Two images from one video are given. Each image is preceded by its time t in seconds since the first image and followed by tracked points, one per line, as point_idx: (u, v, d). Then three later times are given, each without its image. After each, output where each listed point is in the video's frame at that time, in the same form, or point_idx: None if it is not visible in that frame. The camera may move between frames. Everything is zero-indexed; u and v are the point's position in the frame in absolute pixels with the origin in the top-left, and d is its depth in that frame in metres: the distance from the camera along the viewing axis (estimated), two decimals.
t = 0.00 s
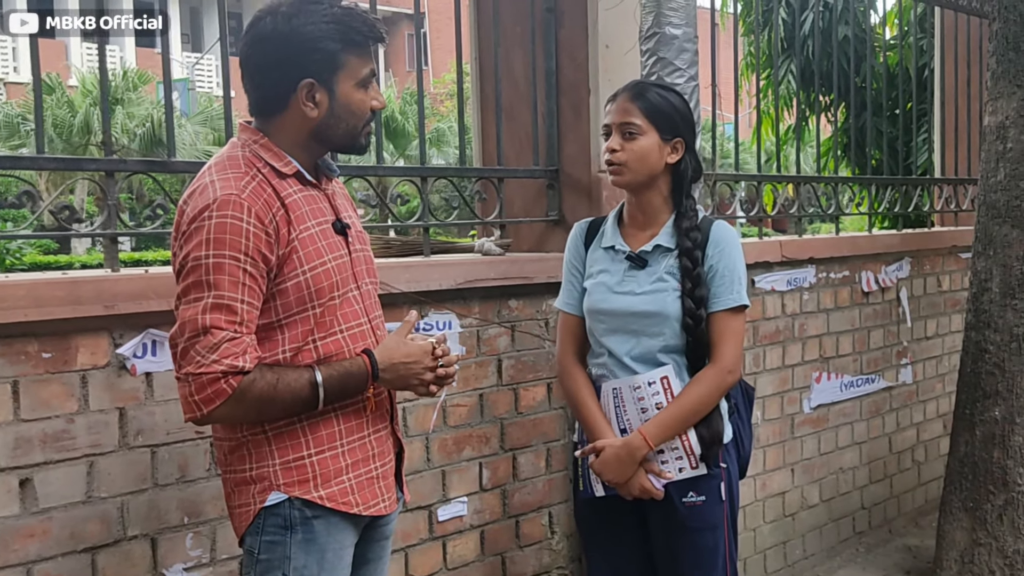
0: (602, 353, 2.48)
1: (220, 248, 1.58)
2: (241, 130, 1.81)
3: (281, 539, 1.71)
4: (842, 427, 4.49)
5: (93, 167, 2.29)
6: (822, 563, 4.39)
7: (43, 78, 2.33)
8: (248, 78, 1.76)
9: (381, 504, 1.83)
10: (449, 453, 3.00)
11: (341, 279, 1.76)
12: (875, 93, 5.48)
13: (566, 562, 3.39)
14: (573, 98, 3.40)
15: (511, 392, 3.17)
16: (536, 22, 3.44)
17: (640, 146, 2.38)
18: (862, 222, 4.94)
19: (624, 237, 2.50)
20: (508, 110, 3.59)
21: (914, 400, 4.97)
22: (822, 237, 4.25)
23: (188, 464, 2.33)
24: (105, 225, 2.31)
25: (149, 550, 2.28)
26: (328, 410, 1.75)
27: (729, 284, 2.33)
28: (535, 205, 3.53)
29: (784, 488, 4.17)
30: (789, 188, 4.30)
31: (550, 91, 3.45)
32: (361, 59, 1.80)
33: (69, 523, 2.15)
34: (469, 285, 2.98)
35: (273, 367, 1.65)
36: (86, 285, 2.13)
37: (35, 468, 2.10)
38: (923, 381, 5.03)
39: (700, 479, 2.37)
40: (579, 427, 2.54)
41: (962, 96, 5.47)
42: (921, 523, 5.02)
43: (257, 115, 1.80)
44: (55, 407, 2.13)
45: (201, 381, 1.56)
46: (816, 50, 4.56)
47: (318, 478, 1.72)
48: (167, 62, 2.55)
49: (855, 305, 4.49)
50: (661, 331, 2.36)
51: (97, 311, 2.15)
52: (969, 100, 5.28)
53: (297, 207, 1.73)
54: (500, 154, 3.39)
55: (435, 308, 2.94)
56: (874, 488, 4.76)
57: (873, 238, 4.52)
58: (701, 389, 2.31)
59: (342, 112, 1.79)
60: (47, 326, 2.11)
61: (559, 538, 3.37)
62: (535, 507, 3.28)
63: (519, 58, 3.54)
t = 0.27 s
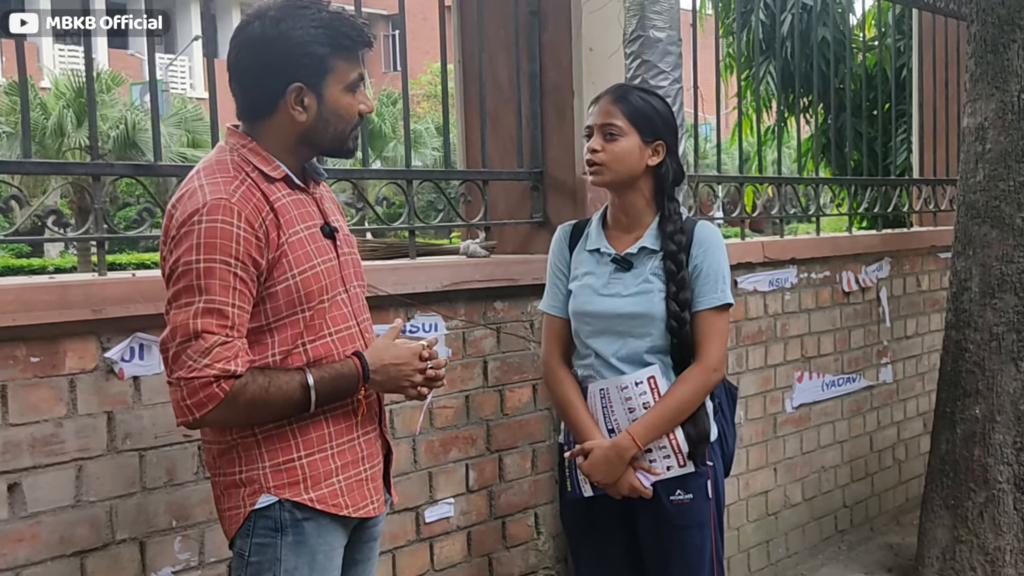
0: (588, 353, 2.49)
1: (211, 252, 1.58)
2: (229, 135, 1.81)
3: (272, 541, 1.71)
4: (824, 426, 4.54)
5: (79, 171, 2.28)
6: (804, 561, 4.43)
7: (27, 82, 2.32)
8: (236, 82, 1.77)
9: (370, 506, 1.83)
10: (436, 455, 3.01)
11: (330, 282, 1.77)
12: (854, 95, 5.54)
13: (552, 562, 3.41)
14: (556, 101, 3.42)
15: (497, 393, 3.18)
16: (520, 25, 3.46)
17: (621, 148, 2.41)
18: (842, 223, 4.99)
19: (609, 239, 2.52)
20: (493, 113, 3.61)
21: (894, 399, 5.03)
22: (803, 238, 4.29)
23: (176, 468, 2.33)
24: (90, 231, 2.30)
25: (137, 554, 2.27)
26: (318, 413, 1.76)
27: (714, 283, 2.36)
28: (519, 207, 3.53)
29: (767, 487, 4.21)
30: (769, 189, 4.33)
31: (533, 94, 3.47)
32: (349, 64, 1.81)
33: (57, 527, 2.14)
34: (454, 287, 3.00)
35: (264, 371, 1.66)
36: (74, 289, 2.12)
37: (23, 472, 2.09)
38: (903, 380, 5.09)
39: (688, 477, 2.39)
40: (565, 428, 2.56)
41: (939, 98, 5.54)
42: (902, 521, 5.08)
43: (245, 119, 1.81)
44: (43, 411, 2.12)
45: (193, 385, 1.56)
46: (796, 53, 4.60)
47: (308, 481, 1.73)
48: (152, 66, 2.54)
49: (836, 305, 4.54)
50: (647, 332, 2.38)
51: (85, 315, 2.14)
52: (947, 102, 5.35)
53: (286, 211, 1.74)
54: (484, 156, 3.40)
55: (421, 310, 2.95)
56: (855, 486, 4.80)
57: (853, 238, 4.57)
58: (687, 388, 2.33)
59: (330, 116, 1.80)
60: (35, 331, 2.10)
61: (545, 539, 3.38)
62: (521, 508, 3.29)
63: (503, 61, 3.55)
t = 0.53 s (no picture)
0: (572, 351, 2.52)
1: (198, 255, 1.59)
2: (214, 137, 1.82)
3: (261, 541, 1.72)
4: (802, 424, 4.59)
5: (63, 174, 2.28)
6: (783, 557, 4.49)
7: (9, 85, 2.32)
8: (221, 84, 1.77)
9: (357, 506, 1.85)
10: (419, 455, 3.03)
11: (317, 283, 1.79)
12: (829, 96, 5.61)
13: (534, 561, 3.43)
14: (537, 102, 3.44)
15: (479, 393, 3.20)
16: (501, 27, 3.48)
17: (601, 150, 2.43)
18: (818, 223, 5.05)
19: (592, 239, 2.55)
20: (473, 115, 3.63)
21: (870, 396, 5.09)
22: (779, 238, 4.34)
23: (161, 469, 2.33)
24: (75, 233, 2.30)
25: (123, 555, 2.27)
26: (305, 413, 1.77)
27: (696, 281, 2.40)
28: (500, 207, 3.57)
29: (746, 485, 4.25)
30: (746, 189, 4.38)
31: (514, 95, 3.49)
32: (333, 65, 1.82)
33: (43, 530, 2.14)
34: (437, 288, 3.01)
35: (251, 372, 1.67)
36: (58, 291, 2.12)
37: (9, 475, 2.09)
38: (879, 378, 5.16)
39: (671, 471, 2.43)
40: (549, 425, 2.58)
41: (913, 99, 5.62)
42: (879, 517, 5.15)
43: (230, 121, 1.82)
44: (28, 414, 2.12)
45: (181, 387, 1.57)
46: (772, 54, 4.66)
47: (296, 480, 1.74)
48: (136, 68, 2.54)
49: (813, 304, 4.59)
50: (631, 330, 2.41)
51: (70, 318, 2.14)
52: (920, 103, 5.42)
53: (272, 213, 1.75)
54: (465, 157, 3.42)
55: (404, 311, 2.96)
56: (833, 483, 4.86)
57: (829, 238, 4.63)
58: (671, 384, 2.36)
59: (315, 118, 1.81)
60: (19, 333, 2.10)
61: (527, 538, 3.40)
62: (503, 507, 3.31)
63: (483, 63, 3.57)
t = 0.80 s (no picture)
0: (559, 350, 2.54)
1: (187, 253, 1.60)
2: (204, 136, 1.83)
3: (251, 538, 1.73)
4: (784, 421, 4.63)
5: (51, 173, 2.28)
6: (766, 553, 4.53)
7: None
8: (208, 84, 1.78)
9: (348, 502, 1.86)
10: (406, 453, 3.04)
11: (306, 282, 1.80)
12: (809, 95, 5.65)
13: (520, 558, 3.45)
14: (522, 101, 3.45)
15: (465, 391, 3.22)
16: (486, 26, 3.49)
17: (582, 156, 2.45)
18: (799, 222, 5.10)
19: (579, 238, 2.57)
20: (459, 113, 3.64)
21: (851, 393, 5.15)
22: (761, 236, 4.38)
23: (150, 468, 2.33)
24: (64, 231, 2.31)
25: (112, 554, 2.27)
26: (295, 411, 1.78)
27: (682, 278, 2.43)
28: (485, 207, 3.58)
29: (729, 481, 4.29)
30: (728, 187, 4.42)
31: (499, 94, 3.50)
32: (319, 61, 1.83)
33: (32, 528, 2.14)
34: (423, 286, 3.02)
35: (240, 370, 1.68)
36: (47, 290, 2.12)
37: None
38: (860, 375, 5.21)
39: (659, 468, 2.45)
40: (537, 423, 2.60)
41: (893, 98, 5.68)
42: (860, 513, 5.20)
43: (218, 121, 1.82)
44: (17, 412, 2.12)
45: (168, 385, 1.58)
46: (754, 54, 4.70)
47: (287, 477, 1.75)
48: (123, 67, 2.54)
49: (794, 301, 4.64)
50: (618, 328, 2.44)
51: (58, 316, 2.14)
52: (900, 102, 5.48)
53: (262, 212, 1.76)
54: (451, 156, 3.43)
55: (390, 309, 2.97)
56: (814, 479, 4.91)
57: (811, 236, 4.68)
58: (656, 383, 2.38)
59: (303, 115, 1.82)
60: (8, 332, 2.09)
61: (513, 535, 3.42)
62: (490, 504, 3.33)
63: (468, 62, 3.59)
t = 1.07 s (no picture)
0: (550, 348, 2.55)
1: (182, 250, 1.60)
2: (199, 133, 1.83)
3: (243, 535, 1.74)
4: (772, 418, 4.66)
5: (44, 170, 2.29)
6: (754, 550, 4.56)
7: None
8: (196, 84, 1.78)
9: (338, 501, 1.87)
10: (397, 450, 3.05)
11: (301, 279, 1.80)
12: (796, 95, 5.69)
13: (511, 555, 3.46)
14: (512, 100, 3.46)
15: (456, 389, 3.23)
16: (476, 25, 3.50)
17: (574, 158, 2.46)
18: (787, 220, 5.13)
19: (570, 236, 2.58)
20: (449, 112, 3.65)
21: (838, 391, 5.18)
22: (750, 234, 4.41)
23: (142, 466, 2.33)
24: (56, 228, 2.31)
25: (105, 551, 2.27)
26: (287, 408, 1.78)
27: (672, 276, 2.45)
28: (474, 206, 3.61)
29: (718, 479, 4.32)
30: (715, 185, 4.45)
31: (489, 92, 3.51)
32: (302, 46, 1.83)
33: (26, 526, 2.14)
34: (414, 284, 3.03)
35: (233, 367, 1.68)
36: (40, 288, 2.11)
37: None
38: (847, 373, 5.25)
39: (648, 464, 2.47)
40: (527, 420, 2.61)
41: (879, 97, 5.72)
42: (847, 510, 5.24)
43: (210, 119, 1.83)
44: (10, 410, 2.11)
45: (162, 381, 1.58)
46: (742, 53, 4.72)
47: (277, 475, 1.76)
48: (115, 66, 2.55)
49: (782, 300, 4.67)
50: (608, 326, 2.45)
51: (52, 314, 2.14)
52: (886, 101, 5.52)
53: (258, 209, 1.76)
54: (441, 154, 3.43)
55: (381, 307, 2.98)
56: (802, 476, 4.95)
57: (799, 235, 4.71)
58: (645, 381, 2.40)
59: (294, 102, 1.82)
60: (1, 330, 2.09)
61: (504, 532, 3.43)
62: (480, 502, 3.34)
63: (459, 61, 3.60)
